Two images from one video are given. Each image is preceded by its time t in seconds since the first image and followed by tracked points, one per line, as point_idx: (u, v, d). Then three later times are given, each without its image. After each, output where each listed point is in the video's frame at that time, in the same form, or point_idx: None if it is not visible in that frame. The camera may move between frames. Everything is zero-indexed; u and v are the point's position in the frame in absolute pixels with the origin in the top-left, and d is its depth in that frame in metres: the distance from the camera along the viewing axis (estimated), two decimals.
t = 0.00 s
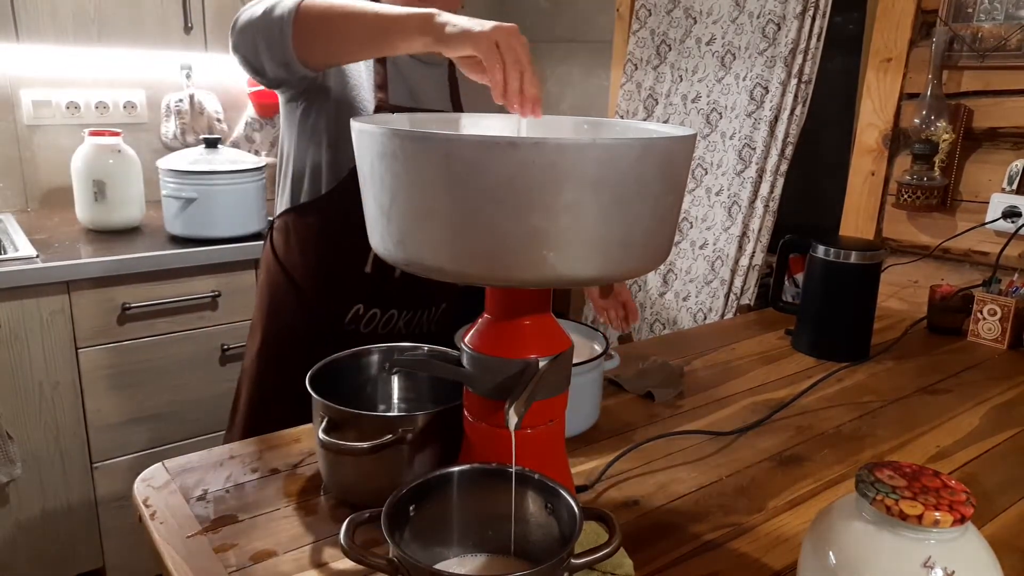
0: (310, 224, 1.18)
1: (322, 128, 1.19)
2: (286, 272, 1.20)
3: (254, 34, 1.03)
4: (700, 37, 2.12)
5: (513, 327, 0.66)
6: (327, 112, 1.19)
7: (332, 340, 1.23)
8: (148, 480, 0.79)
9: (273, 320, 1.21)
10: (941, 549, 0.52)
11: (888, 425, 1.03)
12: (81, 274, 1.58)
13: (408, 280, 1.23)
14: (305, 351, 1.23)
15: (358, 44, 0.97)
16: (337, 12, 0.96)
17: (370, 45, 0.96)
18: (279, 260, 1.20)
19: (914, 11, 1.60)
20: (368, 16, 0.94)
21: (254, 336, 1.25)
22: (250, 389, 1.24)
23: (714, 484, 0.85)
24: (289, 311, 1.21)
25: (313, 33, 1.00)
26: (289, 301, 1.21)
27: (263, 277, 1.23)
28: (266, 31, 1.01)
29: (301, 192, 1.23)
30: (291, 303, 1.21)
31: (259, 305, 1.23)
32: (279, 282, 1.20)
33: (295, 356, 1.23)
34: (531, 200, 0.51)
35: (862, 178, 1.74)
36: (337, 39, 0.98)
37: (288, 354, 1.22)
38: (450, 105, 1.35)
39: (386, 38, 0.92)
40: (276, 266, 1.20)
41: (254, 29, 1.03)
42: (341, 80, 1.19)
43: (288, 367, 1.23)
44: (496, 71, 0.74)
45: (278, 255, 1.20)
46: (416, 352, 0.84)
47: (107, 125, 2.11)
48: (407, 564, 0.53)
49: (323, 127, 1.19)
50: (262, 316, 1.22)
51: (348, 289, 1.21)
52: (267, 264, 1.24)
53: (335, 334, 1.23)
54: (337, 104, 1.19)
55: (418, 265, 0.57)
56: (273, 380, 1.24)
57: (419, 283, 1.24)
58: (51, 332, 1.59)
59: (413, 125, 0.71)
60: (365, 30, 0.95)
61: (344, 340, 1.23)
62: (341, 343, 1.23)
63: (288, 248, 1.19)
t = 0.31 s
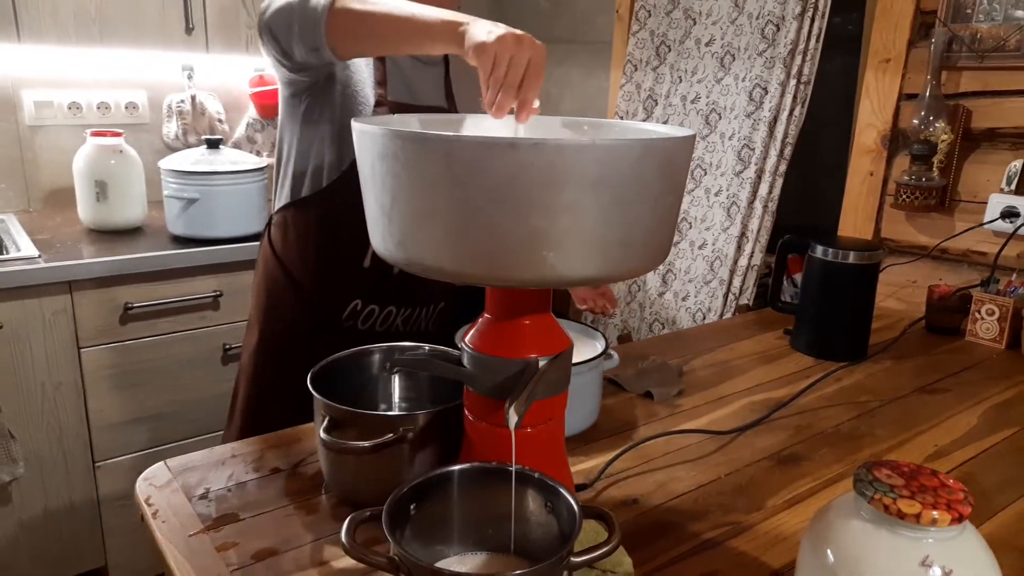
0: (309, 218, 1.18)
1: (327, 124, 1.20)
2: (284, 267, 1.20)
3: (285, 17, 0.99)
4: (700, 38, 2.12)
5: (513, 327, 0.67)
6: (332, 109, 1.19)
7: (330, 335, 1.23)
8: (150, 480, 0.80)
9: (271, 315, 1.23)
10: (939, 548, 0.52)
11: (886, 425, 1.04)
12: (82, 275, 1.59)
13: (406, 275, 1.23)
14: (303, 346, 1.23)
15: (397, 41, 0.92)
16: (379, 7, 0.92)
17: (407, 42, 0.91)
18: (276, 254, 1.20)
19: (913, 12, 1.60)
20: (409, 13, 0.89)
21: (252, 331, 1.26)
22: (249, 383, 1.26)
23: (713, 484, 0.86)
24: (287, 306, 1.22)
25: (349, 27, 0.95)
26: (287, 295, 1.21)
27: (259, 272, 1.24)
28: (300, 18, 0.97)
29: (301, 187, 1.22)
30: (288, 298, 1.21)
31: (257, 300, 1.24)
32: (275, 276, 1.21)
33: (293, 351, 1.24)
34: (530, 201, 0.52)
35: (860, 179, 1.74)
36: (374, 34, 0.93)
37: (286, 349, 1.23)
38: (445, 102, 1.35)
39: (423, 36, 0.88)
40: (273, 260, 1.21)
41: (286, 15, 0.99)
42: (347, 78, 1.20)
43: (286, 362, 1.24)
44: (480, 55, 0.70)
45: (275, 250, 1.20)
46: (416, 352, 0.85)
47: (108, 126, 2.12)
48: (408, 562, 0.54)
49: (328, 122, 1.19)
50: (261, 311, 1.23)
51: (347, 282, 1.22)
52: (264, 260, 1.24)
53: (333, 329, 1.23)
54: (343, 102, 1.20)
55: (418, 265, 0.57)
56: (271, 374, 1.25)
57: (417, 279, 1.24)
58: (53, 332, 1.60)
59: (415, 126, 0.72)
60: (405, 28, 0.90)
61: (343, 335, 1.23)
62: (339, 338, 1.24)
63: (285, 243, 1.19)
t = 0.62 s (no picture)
0: (309, 215, 1.18)
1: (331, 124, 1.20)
2: (282, 263, 1.20)
3: (297, 19, 0.99)
4: (700, 37, 2.12)
5: (513, 326, 0.67)
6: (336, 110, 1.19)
7: (330, 331, 1.23)
8: (149, 480, 0.80)
9: (271, 310, 1.22)
10: (941, 549, 0.52)
11: (887, 426, 1.03)
12: (81, 274, 1.58)
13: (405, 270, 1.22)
14: (302, 342, 1.23)
15: (404, 40, 0.91)
16: (385, 4, 0.91)
17: (410, 42, 0.90)
18: (276, 250, 1.20)
19: (914, 11, 1.60)
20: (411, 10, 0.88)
21: (251, 328, 1.26)
22: (248, 380, 1.26)
23: (714, 485, 0.86)
24: (287, 302, 1.21)
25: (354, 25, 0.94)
26: (287, 292, 1.21)
27: (259, 268, 1.24)
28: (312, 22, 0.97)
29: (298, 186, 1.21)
30: (288, 293, 1.21)
31: (255, 296, 1.24)
32: (273, 272, 1.21)
33: (292, 346, 1.23)
34: (530, 200, 0.51)
35: (861, 178, 1.74)
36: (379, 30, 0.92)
37: (286, 345, 1.23)
38: (442, 102, 1.33)
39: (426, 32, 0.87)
40: (272, 256, 1.20)
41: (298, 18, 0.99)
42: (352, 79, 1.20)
43: (286, 358, 1.24)
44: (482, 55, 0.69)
45: (273, 245, 1.20)
46: (415, 352, 0.84)
47: (107, 125, 2.11)
48: (408, 563, 0.53)
49: (331, 123, 1.19)
50: (260, 306, 1.23)
51: (346, 278, 1.21)
52: (263, 257, 1.24)
53: (333, 325, 1.23)
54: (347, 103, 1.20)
55: (418, 265, 0.57)
56: (270, 370, 1.25)
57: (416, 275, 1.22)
58: (52, 332, 1.59)
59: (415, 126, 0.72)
60: (408, 26, 0.89)
61: (342, 330, 1.23)
62: (339, 333, 1.23)
63: (284, 239, 1.19)
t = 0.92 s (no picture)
0: (310, 214, 1.18)
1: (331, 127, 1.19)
2: (283, 262, 1.20)
3: (298, 26, 0.99)
4: (700, 37, 2.12)
5: (512, 326, 0.67)
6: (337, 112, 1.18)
7: (331, 329, 1.23)
8: (149, 480, 0.80)
9: (272, 309, 1.22)
10: (940, 549, 0.52)
11: (887, 426, 1.03)
12: (81, 274, 1.58)
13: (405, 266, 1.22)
14: (303, 341, 1.23)
15: (404, 46, 0.91)
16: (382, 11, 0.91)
17: (407, 47, 0.90)
18: (277, 248, 1.21)
19: (914, 11, 1.60)
20: (406, 16, 0.89)
21: (252, 326, 1.26)
22: (249, 379, 1.26)
23: (714, 485, 0.86)
24: (288, 300, 1.21)
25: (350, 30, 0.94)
26: (288, 291, 1.21)
27: (260, 267, 1.24)
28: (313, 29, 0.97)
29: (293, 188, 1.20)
30: (289, 292, 1.21)
31: (257, 295, 1.24)
32: (275, 270, 1.21)
33: (293, 346, 1.23)
34: (531, 200, 0.51)
35: (861, 178, 1.74)
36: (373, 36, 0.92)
37: (287, 344, 1.23)
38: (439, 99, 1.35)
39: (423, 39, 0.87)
40: (273, 254, 1.21)
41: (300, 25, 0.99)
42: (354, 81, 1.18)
43: (287, 356, 1.24)
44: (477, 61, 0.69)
45: (274, 244, 1.20)
46: (415, 352, 0.85)
47: (107, 125, 2.11)
48: (408, 564, 0.53)
49: (331, 125, 1.18)
50: (261, 305, 1.23)
51: (345, 276, 1.21)
52: (264, 256, 1.24)
53: (334, 324, 1.23)
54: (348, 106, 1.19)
55: (418, 265, 0.57)
56: (271, 369, 1.25)
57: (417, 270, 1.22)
58: (52, 332, 1.59)
59: (416, 126, 0.72)
60: (406, 31, 0.89)
61: (344, 328, 1.23)
62: (340, 331, 1.23)
63: (285, 238, 1.19)
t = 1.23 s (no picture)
0: (312, 214, 1.18)
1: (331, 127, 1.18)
2: (286, 261, 1.20)
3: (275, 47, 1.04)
4: (700, 37, 2.12)
5: (512, 326, 0.67)
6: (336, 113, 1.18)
7: (334, 328, 1.23)
8: (149, 480, 0.80)
9: (275, 308, 1.22)
10: (941, 549, 0.52)
11: (887, 426, 1.03)
12: (81, 274, 1.58)
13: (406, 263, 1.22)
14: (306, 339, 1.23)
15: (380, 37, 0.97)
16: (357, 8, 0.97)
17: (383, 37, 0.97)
18: (280, 249, 1.21)
19: (914, 11, 1.60)
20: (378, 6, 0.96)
21: (254, 327, 1.26)
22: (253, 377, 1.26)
23: (714, 485, 0.86)
24: (291, 299, 1.21)
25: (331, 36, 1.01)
26: (291, 291, 1.21)
27: (263, 267, 1.24)
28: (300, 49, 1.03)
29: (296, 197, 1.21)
30: (292, 291, 1.21)
31: (261, 293, 1.24)
32: (278, 269, 1.21)
33: (296, 344, 1.23)
34: (531, 200, 0.51)
35: (861, 178, 1.74)
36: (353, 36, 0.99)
37: (290, 342, 1.23)
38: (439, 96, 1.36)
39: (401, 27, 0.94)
40: (277, 254, 1.21)
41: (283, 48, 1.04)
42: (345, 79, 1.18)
43: (291, 355, 1.24)
44: (456, 11, 0.80)
45: (278, 245, 1.20)
46: (415, 352, 0.85)
47: (107, 125, 2.11)
48: (408, 564, 0.53)
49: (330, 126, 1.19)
50: (265, 304, 1.23)
51: (348, 275, 1.21)
52: (267, 257, 1.24)
53: (336, 323, 1.23)
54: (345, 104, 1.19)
55: (418, 265, 0.57)
56: (275, 368, 1.25)
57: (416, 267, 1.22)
58: (52, 331, 1.59)
59: (417, 126, 0.72)
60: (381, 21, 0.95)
61: (347, 327, 1.23)
62: (342, 330, 1.23)
63: (288, 238, 1.20)
